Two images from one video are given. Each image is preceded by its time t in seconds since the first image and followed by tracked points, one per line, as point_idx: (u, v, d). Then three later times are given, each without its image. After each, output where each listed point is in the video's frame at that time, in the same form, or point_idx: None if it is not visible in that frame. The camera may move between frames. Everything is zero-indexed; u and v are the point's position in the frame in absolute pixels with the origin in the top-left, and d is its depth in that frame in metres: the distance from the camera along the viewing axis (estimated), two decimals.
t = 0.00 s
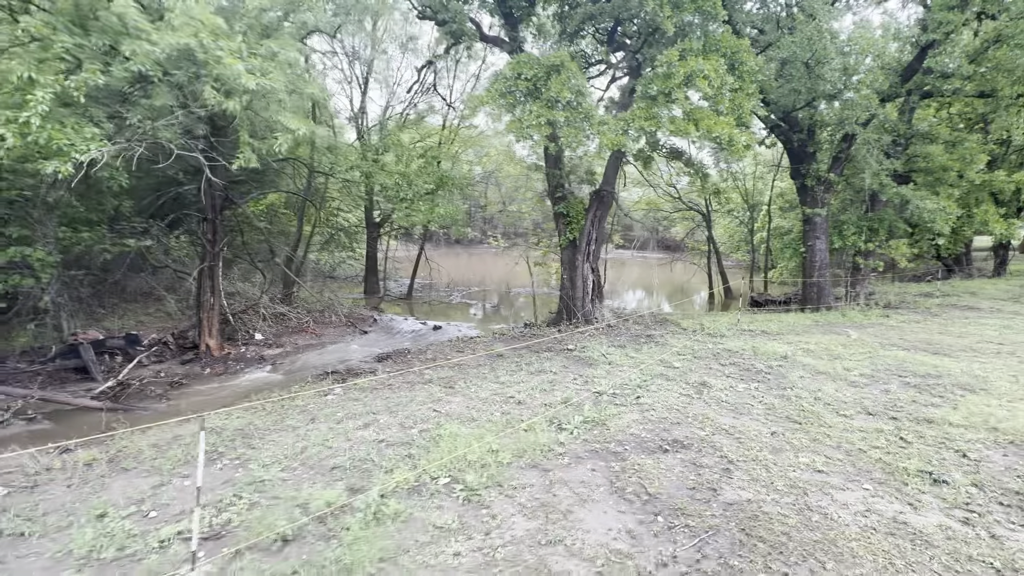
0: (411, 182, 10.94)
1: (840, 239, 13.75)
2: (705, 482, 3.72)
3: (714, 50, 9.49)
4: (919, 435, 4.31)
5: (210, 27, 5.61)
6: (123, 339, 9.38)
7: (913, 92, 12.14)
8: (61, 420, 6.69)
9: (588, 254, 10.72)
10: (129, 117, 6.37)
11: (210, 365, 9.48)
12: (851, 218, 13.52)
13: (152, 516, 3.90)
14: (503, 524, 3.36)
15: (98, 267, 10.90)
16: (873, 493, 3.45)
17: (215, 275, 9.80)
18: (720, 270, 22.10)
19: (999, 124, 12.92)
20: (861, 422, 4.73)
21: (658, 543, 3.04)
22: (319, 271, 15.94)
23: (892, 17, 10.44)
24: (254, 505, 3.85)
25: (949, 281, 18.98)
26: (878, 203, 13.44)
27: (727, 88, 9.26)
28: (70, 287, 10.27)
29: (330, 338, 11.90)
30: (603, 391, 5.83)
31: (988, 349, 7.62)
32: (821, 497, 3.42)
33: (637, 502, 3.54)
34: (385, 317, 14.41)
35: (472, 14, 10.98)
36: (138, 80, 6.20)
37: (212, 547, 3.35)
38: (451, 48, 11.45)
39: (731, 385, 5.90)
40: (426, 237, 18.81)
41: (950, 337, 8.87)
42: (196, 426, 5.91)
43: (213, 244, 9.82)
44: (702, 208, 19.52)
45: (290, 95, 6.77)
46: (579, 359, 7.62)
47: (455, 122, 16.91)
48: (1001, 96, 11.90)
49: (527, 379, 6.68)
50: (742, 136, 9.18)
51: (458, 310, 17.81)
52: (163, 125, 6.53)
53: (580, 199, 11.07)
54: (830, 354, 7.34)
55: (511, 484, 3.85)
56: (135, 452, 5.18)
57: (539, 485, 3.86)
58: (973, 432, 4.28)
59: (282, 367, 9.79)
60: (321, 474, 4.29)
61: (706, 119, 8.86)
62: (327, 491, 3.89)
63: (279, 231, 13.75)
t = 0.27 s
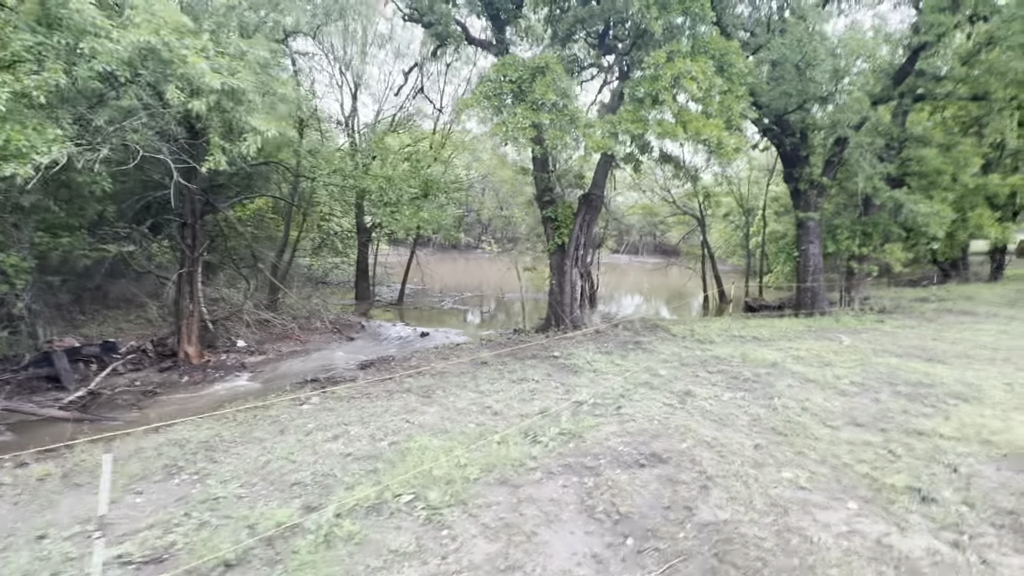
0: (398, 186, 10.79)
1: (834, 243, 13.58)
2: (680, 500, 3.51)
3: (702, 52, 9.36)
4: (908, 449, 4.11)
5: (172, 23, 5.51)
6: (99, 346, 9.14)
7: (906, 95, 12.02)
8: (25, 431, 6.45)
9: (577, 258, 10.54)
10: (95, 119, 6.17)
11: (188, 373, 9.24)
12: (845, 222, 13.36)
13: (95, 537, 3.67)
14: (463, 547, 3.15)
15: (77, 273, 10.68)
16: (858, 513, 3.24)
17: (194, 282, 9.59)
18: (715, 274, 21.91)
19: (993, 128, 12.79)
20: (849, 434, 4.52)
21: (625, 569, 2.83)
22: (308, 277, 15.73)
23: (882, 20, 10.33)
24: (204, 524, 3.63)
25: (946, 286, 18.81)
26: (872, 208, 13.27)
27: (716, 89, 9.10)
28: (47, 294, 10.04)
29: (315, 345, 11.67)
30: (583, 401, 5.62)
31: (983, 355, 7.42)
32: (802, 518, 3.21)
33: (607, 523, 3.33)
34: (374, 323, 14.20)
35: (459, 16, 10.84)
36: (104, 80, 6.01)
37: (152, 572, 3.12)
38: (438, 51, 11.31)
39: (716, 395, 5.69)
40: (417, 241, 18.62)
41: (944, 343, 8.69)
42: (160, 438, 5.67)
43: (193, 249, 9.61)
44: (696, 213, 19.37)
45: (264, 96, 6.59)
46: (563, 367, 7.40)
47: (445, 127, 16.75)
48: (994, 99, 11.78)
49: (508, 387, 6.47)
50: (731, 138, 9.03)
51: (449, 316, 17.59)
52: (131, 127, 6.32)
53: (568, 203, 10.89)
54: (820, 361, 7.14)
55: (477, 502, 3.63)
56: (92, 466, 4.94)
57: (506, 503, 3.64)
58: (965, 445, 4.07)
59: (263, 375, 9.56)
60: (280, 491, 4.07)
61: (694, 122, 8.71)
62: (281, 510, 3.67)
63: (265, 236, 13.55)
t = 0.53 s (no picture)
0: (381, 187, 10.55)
1: (826, 243, 13.40)
2: (651, 521, 3.29)
3: (689, 49, 9.16)
4: (896, 462, 3.89)
5: (128, 18, 5.21)
6: (70, 353, 8.88)
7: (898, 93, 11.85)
8: None
9: (563, 260, 10.33)
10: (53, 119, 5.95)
11: (163, 381, 8.99)
12: (837, 222, 13.18)
13: (28, 563, 3.42)
14: None
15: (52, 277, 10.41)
16: (840, 535, 3.03)
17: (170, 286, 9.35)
18: (708, 275, 21.73)
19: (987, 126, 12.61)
20: (834, 445, 4.30)
21: None
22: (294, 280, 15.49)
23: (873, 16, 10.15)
24: (144, 549, 3.39)
25: (941, 285, 18.65)
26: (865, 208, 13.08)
27: (703, 87, 8.89)
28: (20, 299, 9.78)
29: (298, 350, 11.43)
30: (561, 410, 5.39)
31: (977, 359, 7.21)
32: (779, 541, 2.99)
33: (572, 547, 3.10)
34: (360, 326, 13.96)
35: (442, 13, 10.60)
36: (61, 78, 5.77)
37: None
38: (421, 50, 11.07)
39: (699, 403, 5.47)
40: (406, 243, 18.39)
41: (938, 345, 8.49)
42: (120, 451, 5.42)
43: (168, 253, 9.37)
44: (689, 213, 19.17)
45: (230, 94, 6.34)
46: (545, 373, 7.18)
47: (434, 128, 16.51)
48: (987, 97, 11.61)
49: (485, 395, 6.24)
50: (719, 137, 8.83)
51: (439, 318, 17.37)
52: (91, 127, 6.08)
53: (555, 204, 10.68)
54: (810, 365, 6.92)
55: (437, 523, 3.40)
56: (42, 483, 4.69)
57: (467, 524, 3.41)
58: (955, 458, 3.86)
59: (240, 381, 9.31)
60: (232, 511, 3.83)
61: (681, 120, 8.51)
62: (228, 533, 3.43)
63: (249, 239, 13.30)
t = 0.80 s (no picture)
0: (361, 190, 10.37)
1: (813, 245, 13.34)
2: (613, 539, 3.10)
3: (670, 48, 9.03)
4: (873, 472, 3.73)
5: (77, 13, 5.10)
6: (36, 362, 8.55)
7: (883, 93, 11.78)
8: None
9: (546, 263, 10.17)
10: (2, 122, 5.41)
11: (133, 390, 8.71)
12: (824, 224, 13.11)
13: None
14: None
15: (21, 283, 10.11)
16: (810, 553, 2.85)
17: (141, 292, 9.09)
18: (697, 277, 21.66)
19: (972, 126, 12.58)
20: (811, 454, 4.14)
21: None
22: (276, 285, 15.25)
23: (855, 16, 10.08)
24: None
25: (929, 286, 18.65)
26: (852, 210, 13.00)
27: (684, 87, 8.77)
28: None
29: (277, 356, 11.19)
30: (533, 419, 5.20)
31: (961, 361, 7.09)
32: (745, 562, 2.81)
33: (528, 569, 2.91)
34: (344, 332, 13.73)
35: (421, 13, 10.44)
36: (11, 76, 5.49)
37: None
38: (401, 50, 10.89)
39: (676, 410, 5.30)
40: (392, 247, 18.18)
41: (923, 347, 8.38)
42: (71, 466, 5.16)
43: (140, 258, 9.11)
44: (676, 215, 19.07)
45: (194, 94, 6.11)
46: (522, 379, 6.99)
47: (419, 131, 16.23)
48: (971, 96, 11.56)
49: (458, 403, 6.05)
50: (701, 137, 8.71)
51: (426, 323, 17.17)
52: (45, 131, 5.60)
53: (538, 206, 10.53)
54: (792, 369, 6.77)
55: (388, 544, 3.20)
56: None
57: (419, 544, 3.21)
58: (933, 467, 3.70)
59: (214, 390, 9.05)
60: (175, 532, 3.61)
61: (662, 120, 8.39)
62: (164, 557, 3.22)
63: (229, 243, 13.03)
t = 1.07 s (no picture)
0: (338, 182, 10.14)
1: (798, 236, 13.29)
2: (571, 543, 2.99)
3: (651, 36, 8.85)
4: (842, 469, 3.64)
5: None
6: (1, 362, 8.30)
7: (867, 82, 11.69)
8: None
9: (527, 256, 10.01)
10: None
11: (103, 389, 8.50)
12: (809, 215, 13.05)
13: None
14: None
15: None
16: (772, 556, 2.76)
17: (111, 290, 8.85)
18: (685, 269, 21.61)
19: (956, 116, 12.53)
20: (782, 450, 4.05)
21: None
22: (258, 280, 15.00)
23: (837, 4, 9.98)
24: None
25: (915, 276, 18.71)
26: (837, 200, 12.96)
27: (665, 76, 8.61)
28: None
29: (256, 353, 10.99)
30: (503, 416, 5.08)
31: (941, 352, 7.04)
32: (704, 566, 2.71)
33: None
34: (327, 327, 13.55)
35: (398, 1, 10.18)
36: None
37: None
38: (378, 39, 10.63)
39: (649, 405, 5.20)
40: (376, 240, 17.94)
41: (904, 338, 8.34)
42: (25, 470, 4.98)
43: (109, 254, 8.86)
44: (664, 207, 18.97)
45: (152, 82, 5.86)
46: (498, 375, 6.86)
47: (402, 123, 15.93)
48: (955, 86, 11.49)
49: (430, 401, 5.91)
50: (682, 127, 8.57)
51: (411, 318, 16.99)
52: None
53: (519, 198, 10.37)
54: (771, 362, 6.70)
55: (338, 550, 3.07)
56: None
57: (371, 549, 3.09)
58: (903, 463, 3.62)
59: (188, 388, 8.86)
60: (119, 541, 3.46)
61: (642, 109, 8.23)
62: (102, 569, 3.06)
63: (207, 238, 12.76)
